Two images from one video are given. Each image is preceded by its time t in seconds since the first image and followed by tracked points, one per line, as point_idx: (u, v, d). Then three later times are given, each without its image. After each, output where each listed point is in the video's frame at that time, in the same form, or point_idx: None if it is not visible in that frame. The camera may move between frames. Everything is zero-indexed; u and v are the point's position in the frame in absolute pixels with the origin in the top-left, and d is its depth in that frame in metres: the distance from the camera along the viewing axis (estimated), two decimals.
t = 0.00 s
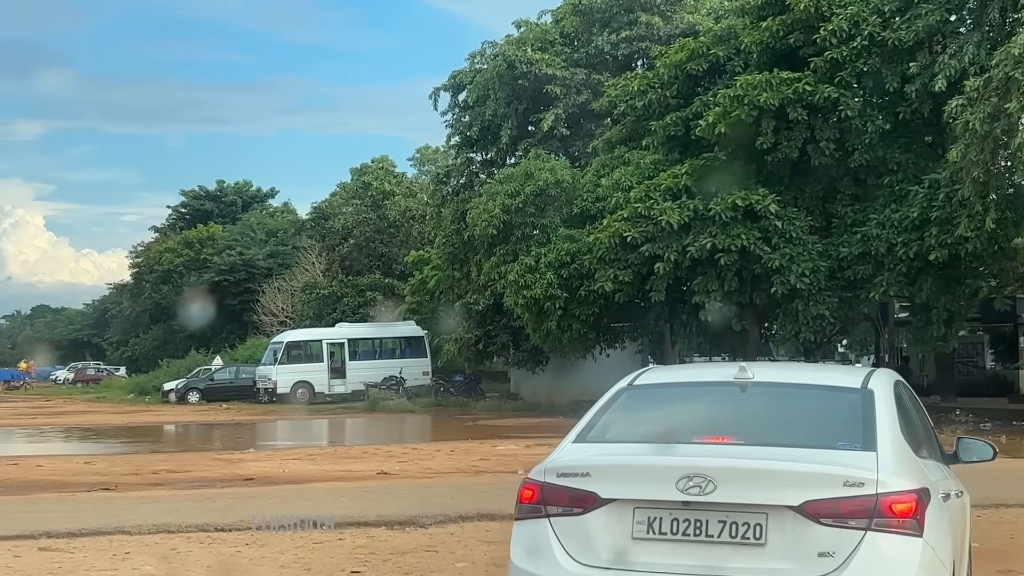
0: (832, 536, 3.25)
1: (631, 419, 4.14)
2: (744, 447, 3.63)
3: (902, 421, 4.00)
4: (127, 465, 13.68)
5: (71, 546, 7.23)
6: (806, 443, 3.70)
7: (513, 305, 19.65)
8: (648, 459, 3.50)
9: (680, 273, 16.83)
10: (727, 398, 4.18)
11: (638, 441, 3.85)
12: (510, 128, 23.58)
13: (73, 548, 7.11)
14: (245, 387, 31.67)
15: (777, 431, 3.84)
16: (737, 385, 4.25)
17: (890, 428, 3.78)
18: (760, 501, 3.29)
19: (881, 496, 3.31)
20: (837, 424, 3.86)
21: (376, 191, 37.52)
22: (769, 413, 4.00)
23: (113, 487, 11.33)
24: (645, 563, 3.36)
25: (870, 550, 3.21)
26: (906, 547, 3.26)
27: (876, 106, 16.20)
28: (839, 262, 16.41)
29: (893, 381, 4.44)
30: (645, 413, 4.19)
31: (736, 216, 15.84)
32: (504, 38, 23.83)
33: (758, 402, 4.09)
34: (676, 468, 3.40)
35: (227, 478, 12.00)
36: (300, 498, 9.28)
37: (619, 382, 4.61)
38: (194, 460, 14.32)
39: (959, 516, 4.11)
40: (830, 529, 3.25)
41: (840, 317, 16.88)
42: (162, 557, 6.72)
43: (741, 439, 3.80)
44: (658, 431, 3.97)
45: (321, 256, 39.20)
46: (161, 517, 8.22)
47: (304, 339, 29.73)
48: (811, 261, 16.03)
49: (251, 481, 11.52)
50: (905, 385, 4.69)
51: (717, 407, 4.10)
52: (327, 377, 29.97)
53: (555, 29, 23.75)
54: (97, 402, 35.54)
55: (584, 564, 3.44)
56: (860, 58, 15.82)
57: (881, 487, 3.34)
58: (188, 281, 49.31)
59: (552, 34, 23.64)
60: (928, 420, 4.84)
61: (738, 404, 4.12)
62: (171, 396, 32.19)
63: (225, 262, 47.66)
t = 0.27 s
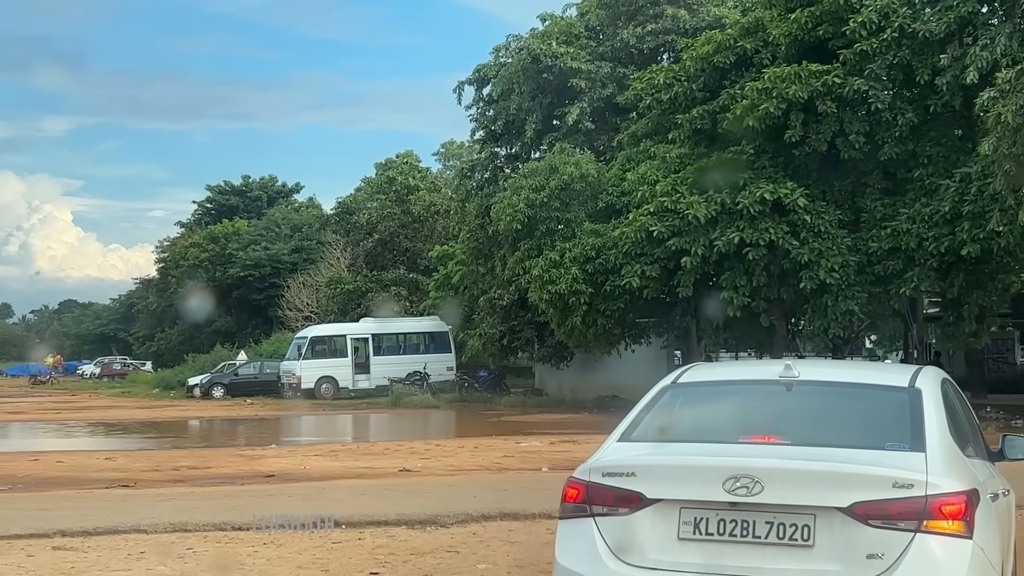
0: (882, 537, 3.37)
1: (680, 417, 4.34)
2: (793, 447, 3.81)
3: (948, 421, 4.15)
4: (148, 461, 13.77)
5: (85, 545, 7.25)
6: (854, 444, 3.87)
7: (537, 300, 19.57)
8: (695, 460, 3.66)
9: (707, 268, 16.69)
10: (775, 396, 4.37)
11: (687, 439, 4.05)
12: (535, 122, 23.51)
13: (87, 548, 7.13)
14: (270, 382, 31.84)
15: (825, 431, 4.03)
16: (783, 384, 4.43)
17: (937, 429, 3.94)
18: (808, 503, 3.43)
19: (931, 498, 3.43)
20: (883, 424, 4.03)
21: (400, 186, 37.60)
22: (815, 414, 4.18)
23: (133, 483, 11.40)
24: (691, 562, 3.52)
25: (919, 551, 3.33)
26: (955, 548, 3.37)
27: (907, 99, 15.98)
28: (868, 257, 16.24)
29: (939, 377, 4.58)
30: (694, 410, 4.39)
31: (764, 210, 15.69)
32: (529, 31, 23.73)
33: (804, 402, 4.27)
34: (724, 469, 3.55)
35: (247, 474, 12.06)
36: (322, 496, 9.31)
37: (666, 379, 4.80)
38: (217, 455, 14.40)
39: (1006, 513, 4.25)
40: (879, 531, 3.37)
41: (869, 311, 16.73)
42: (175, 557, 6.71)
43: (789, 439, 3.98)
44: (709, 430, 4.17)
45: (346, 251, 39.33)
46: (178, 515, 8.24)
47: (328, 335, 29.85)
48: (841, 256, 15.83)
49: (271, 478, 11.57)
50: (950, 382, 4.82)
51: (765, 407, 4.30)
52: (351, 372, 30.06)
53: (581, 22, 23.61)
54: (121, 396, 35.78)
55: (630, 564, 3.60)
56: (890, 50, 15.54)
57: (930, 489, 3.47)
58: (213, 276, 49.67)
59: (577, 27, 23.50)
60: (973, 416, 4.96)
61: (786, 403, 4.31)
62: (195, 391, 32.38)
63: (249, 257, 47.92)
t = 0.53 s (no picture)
0: (940, 538, 3.34)
1: (732, 416, 4.36)
2: (850, 446, 3.80)
3: (1005, 420, 4.13)
4: (172, 458, 13.84)
5: (103, 544, 7.22)
6: (910, 443, 3.86)
7: (563, 295, 19.50)
8: (750, 458, 3.65)
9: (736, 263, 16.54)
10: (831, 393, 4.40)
11: (740, 437, 4.07)
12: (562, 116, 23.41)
13: (104, 547, 7.11)
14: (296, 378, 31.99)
15: (880, 430, 4.02)
16: (836, 382, 4.44)
17: (995, 428, 3.92)
18: (864, 503, 3.41)
19: (991, 498, 3.39)
20: (940, 423, 4.02)
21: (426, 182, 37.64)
22: (869, 412, 4.19)
23: (155, 480, 11.45)
24: (746, 561, 3.52)
25: (979, 552, 3.29)
26: (1018, 549, 3.32)
27: (940, 90, 15.59)
28: (900, 251, 16.02)
29: (996, 376, 4.55)
30: (746, 409, 4.41)
31: (794, 203, 15.53)
32: (556, 25, 23.64)
33: (858, 400, 4.28)
34: (780, 467, 3.54)
35: (271, 471, 12.09)
36: (346, 494, 9.30)
37: (718, 377, 4.83)
38: (241, 452, 14.46)
39: None
40: (937, 531, 3.34)
41: (901, 306, 16.47)
42: (196, 557, 6.68)
43: (843, 438, 3.98)
44: (761, 428, 4.19)
45: (372, 247, 39.43)
46: (198, 515, 8.22)
47: (354, 331, 29.94)
48: (872, 250, 15.58)
49: (295, 476, 11.59)
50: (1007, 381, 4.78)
51: (818, 406, 4.30)
52: (377, 368, 30.15)
53: (607, 16, 23.47)
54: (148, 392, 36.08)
55: (684, 563, 3.60)
56: (923, 42, 15.25)
57: (990, 489, 3.43)
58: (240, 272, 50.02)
59: (604, 20, 23.36)
60: None
61: (839, 401, 4.31)
62: (222, 386, 32.60)
63: (276, 253, 48.19)
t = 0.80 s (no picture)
0: (1000, 538, 3.27)
1: (782, 413, 4.27)
2: (907, 444, 3.71)
3: None
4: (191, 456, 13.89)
5: (116, 546, 7.15)
6: (969, 442, 3.76)
7: (590, 292, 19.35)
8: (804, 456, 3.56)
9: (764, 258, 16.39)
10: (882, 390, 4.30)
11: (792, 434, 3.98)
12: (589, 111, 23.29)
13: (117, 549, 7.05)
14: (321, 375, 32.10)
15: (936, 428, 3.93)
16: (890, 378, 4.35)
17: None
18: (921, 503, 3.32)
19: None
20: (998, 422, 3.92)
21: (452, 178, 37.63)
22: (925, 409, 4.09)
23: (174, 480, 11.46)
24: (800, 561, 3.45)
25: None
26: None
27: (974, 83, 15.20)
28: (933, 247, 15.71)
29: None
30: (796, 406, 4.32)
31: (824, 198, 15.35)
32: (582, 19, 23.51)
33: (913, 397, 4.18)
34: (834, 466, 3.46)
35: (292, 470, 12.09)
36: (367, 494, 9.26)
37: (767, 372, 4.74)
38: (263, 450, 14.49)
39: None
40: (997, 532, 3.27)
41: (934, 303, 16.15)
42: (212, 559, 6.62)
43: (899, 436, 3.89)
44: (813, 425, 4.10)
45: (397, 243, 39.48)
46: (214, 517, 8.18)
47: (379, 328, 29.98)
48: (904, 244, 15.37)
49: (316, 475, 11.58)
50: None
51: (872, 403, 4.21)
52: (402, 365, 30.18)
53: (634, 10, 23.29)
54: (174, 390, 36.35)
55: (737, 563, 3.53)
56: (956, 34, 14.88)
57: None
58: (267, 269, 50.32)
59: (631, 14, 23.16)
60: None
61: (893, 398, 4.21)
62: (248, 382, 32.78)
63: (303, 251, 48.42)
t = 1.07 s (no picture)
0: None
1: (833, 411, 4.19)
2: (964, 439, 3.64)
3: None
4: (212, 455, 13.92)
5: (128, 548, 7.11)
6: None
7: (617, 289, 19.21)
8: (860, 452, 3.52)
9: (794, 254, 16.19)
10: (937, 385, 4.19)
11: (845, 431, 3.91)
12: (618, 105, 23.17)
13: (129, 551, 7.00)
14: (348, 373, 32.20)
15: (994, 423, 3.82)
16: (944, 373, 4.23)
17: None
18: (980, 499, 3.27)
19: None
20: None
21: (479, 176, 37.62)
22: (982, 404, 3.98)
23: (192, 480, 11.47)
24: (856, 559, 3.42)
25: None
26: None
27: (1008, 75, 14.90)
28: (966, 242, 15.43)
29: None
30: (848, 403, 4.23)
31: (854, 193, 15.09)
32: (610, 15, 23.39)
33: (970, 392, 4.06)
34: (892, 462, 3.41)
35: (312, 470, 12.08)
36: (388, 495, 9.22)
37: (817, 369, 4.65)
38: (286, 449, 14.51)
39: None
40: None
41: (966, 299, 15.89)
42: (225, 562, 6.57)
43: (957, 431, 3.79)
44: (867, 422, 4.01)
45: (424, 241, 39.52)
46: (229, 518, 8.13)
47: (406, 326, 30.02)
48: (936, 240, 15.16)
49: (338, 474, 11.57)
50: None
51: (926, 398, 4.11)
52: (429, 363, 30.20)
53: (662, 4, 23.11)
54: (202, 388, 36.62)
55: (790, 560, 3.50)
56: (990, 27, 14.63)
57: None
58: (295, 268, 50.61)
59: (659, 9, 22.95)
60: None
61: (948, 392, 4.11)
62: (276, 381, 32.97)
63: (330, 249, 48.61)
